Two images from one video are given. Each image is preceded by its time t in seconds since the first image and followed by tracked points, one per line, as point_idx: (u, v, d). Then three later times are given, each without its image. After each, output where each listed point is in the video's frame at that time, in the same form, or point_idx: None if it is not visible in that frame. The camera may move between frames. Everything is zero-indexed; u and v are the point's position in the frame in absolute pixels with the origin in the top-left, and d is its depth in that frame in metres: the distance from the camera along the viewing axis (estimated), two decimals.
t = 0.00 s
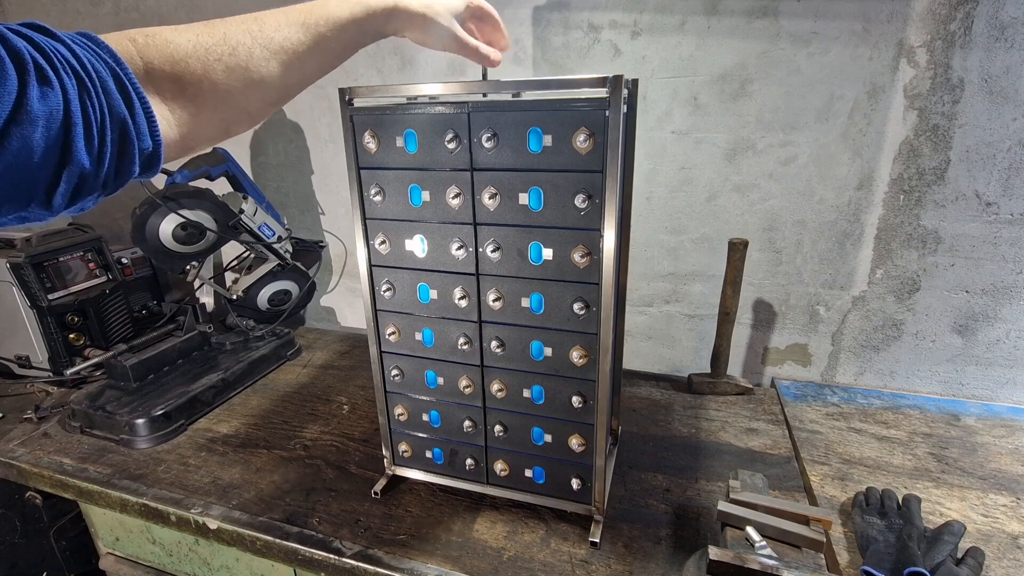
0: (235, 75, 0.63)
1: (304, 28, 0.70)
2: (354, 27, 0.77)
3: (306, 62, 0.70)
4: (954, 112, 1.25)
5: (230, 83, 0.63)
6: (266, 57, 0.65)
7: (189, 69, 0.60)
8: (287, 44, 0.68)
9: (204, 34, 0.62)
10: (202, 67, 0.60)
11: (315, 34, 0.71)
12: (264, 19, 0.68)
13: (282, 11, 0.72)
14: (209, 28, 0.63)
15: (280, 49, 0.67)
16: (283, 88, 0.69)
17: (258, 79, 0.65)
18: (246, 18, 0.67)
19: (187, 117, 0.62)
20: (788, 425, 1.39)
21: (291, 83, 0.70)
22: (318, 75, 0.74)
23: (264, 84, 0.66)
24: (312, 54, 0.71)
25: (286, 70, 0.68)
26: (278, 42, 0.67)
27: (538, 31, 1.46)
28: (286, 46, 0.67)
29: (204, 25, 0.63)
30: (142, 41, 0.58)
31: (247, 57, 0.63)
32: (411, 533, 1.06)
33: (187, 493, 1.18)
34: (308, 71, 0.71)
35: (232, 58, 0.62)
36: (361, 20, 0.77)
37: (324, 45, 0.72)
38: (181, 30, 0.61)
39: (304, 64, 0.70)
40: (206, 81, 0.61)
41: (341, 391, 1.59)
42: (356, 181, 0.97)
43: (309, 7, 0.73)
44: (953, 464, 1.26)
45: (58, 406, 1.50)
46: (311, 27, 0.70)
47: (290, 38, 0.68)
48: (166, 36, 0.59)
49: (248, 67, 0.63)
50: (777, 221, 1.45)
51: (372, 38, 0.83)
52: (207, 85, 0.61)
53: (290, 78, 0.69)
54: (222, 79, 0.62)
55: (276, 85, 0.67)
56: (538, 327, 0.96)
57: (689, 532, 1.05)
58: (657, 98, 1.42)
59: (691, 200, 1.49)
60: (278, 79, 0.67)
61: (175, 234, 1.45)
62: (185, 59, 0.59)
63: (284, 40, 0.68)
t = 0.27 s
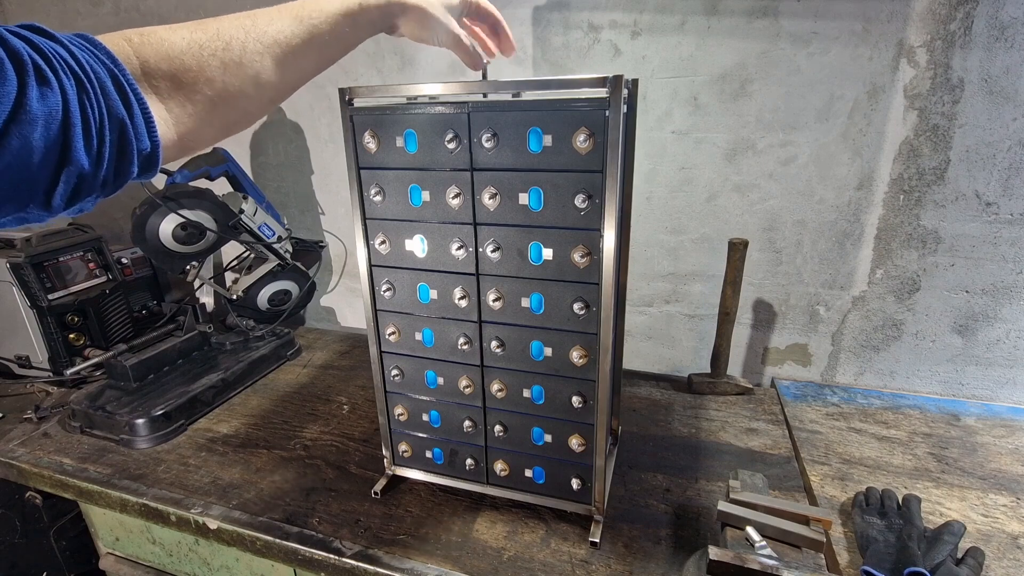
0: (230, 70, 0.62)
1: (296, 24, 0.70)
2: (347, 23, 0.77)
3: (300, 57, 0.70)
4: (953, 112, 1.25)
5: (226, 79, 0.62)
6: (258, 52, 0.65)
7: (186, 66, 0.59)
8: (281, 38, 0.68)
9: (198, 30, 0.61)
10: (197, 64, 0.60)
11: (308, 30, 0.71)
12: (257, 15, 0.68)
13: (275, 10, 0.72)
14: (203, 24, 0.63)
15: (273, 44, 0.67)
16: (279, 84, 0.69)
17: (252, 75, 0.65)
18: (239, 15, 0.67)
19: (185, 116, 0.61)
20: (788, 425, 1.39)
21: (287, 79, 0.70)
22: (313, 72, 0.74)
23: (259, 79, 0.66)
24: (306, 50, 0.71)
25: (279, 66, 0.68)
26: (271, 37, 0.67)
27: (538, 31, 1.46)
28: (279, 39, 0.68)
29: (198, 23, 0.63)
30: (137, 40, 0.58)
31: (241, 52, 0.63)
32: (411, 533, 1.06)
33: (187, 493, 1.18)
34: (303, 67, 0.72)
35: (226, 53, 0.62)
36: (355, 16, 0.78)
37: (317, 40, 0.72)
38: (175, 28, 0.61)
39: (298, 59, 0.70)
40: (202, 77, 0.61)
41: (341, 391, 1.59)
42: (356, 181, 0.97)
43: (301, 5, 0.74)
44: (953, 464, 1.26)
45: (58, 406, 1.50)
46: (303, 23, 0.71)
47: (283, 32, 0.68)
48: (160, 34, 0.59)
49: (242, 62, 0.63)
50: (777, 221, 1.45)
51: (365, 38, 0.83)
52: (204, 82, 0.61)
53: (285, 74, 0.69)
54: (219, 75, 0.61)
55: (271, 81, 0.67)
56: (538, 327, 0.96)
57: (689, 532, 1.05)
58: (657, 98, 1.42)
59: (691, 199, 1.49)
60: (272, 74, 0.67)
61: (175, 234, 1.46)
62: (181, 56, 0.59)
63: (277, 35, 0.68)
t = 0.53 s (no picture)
0: (232, 74, 0.63)
1: (299, 28, 0.70)
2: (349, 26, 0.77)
3: (302, 62, 0.70)
4: (953, 112, 1.25)
5: (228, 83, 0.62)
6: (261, 57, 0.65)
7: (188, 69, 0.59)
8: (283, 43, 0.68)
9: (200, 34, 0.61)
10: (199, 68, 0.60)
11: (310, 34, 0.71)
12: (259, 19, 0.68)
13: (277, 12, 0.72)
14: (205, 28, 0.63)
15: (275, 49, 0.67)
16: (280, 87, 0.69)
17: (254, 79, 0.65)
18: (241, 19, 0.67)
19: (187, 119, 0.61)
20: (788, 425, 1.39)
21: (288, 83, 0.70)
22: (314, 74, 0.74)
23: (260, 83, 0.66)
24: (307, 53, 0.71)
25: (281, 70, 0.68)
26: (273, 41, 0.67)
27: (538, 31, 1.46)
28: (281, 45, 0.68)
29: (201, 26, 0.63)
30: (139, 43, 0.58)
31: (243, 56, 0.64)
32: (411, 533, 1.06)
33: (187, 493, 1.18)
34: (304, 70, 0.72)
35: (228, 57, 0.62)
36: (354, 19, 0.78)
37: (319, 43, 0.72)
38: (177, 32, 0.61)
39: (300, 64, 0.70)
40: (204, 81, 0.61)
41: (341, 391, 1.59)
42: (356, 181, 0.97)
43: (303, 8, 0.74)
44: (953, 464, 1.26)
45: (58, 406, 1.50)
46: (305, 26, 0.71)
47: (286, 37, 0.69)
48: (162, 38, 0.59)
49: (244, 66, 0.64)
50: (777, 221, 1.45)
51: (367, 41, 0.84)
52: (205, 85, 0.61)
53: (287, 78, 0.69)
54: (220, 79, 0.62)
55: (272, 85, 0.68)
56: (538, 327, 0.96)
57: (689, 532, 1.05)
58: (657, 98, 1.42)
59: (691, 200, 1.49)
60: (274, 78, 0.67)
61: (175, 234, 1.45)
62: (183, 60, 0.59)
63: (279, 38, 0.68)
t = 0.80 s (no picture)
0: (237, 81, 0.63)
1: (306, 35, 0.71)
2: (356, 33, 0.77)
3: (306, 69, 0.71)
4: (953, 112, 1.25)
5: (231, 90, 0.63)
6: (266, 65, 0.66)
7: (192, 74, 0.60)
8: (289, 51, 0.68)
9: (207, 40, 0.61)
10: (204, 74, 0.60)
11: (316, 41, 0.71)
12: (266, 25, 0.68)
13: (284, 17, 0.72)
14: (212, 33, 0.63)
15: (282, 56, 0.67)
16: (283, 93, 0.69)
17: (258, 87, 0.65)
18: (248, 24, 0.67)
19: (189, 122, 0.62)
20: (788, 425, 1.39)
21: (291, 89, 0.70)
22: (317, 80, 0.74)
23: (264, 91, 0.66)
24: (312, 61, 0.71)
25: (286, 78, 0.68)
26: (279, 50, 0.67)
27: (538, 30, 1.46)
28: (288, 54, 0.68)
29: (207, 30, 0.63)
30: (144, 45, 0.58)
31: (249, 64, 0.64)
32: (411, 533, 1.06)
33: (187, 493, 1.18)
34: (308, 78, 0.72)
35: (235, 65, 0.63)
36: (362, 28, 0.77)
37: (324, 50, 0.73)
38: (183, 35, 0.61)
39: (304, 71, 0.71)
40: (208, 87, 0.61)
41: (341, 391, 1.59)
42: (356, 181, 0.97)
43: (310, 13, 0.74)
44: (953, 464, 1.26)
45: (58, 406, 1.50)
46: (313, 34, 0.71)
47: (292, 45, 0.69)
48: (168, 41, 0.59)
49: (249, 74, 0.64)
50: (777, 221, 1.45)
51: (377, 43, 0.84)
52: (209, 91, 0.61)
53: (290, 84, 0.69)
54: (225, 86, 0.62)
55: (276, 93, 0.68)
56: (538, 327, 0.96)
57: (689, 532, 1.05)
58: (657, 98, 1.42)
59: (691, 200, 1.49)
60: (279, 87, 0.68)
61: (175, 234, 1.45)
62: (188, 65, 0.59)
63: (286, 47, 0.68)
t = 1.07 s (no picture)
0: (234, 79, 0.63)
1: (304, 33, 0.70)
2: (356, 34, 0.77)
3: (306, 67, 0.70)
4: (953, 112, 1.25)
5: (228, 88, 0.63)
6: (264, 64, 0.65)
7: (188, 73, 0.60)
8: (287, 49, 0.67)
9: (203, 38, 0.61)
10: (201, 71, 0.60)
11: (315, 39, 0.71)
12: (265, 24, 0.68)
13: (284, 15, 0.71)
14: (210, 31, 0.63)
15: (279, 54, 0.67)
16: (281, 91, 0.69)
17: (256, 84, 0.65)
18: (247, 22, 0.67)
19: (187, 120, 0.62)
20: (788, 425, 1.39)
21: (290, 87, 0.70)
22: (317, 78, 0.74)
23: (262, 88, 0.66)
24: (312, 59, 0.71)
25: (284, 75, 0.68)
26: (277, 47, 0.67)
27: (539, 30, 1.46)
28: (285, 51, 0.67)
29: (205, 28, 0.63)
30: (141, 43, 0.58)
31: (246, 61, 0.64)
32: (411, 533, 1.06)
33: (187, 493, 1.18)
34: (307, 75, 0.72)
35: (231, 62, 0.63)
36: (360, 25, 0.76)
37: (324, 49, 0.72)
38: (180, 33, 0.61)
39: (303, 69, 0.70)
40: (205, 85, 0.61)
41: (341, 391, 1.59)
42: (356, 181, 0.97)
43: (310, 11, 0.73)
44: (953, 464, 1.26)
45: (58, 406, 1.50)
46: (312, 33, 0.70)
47: (289, 43, 0.68)
48: (165, 40, 0.59)
49: (247, 72, 0.64)
50: (777, 221, 1.45)
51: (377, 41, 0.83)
52: (206, 89, 0.61)
53: (289, 82, 0.69)
54: (221, 84, 0.62)
55: (274, 90, 0.68)
56: (538, 327, 0.96)
57: (689, 532, 1.05)
58: (657, 98, 1.42)
59: (691, 200, 1.49)
60: (277, 83, 0.67)
61: (175, 234, 1.45)
62: (184, 63, 0.59)
63: (283, 44, 0.67)
